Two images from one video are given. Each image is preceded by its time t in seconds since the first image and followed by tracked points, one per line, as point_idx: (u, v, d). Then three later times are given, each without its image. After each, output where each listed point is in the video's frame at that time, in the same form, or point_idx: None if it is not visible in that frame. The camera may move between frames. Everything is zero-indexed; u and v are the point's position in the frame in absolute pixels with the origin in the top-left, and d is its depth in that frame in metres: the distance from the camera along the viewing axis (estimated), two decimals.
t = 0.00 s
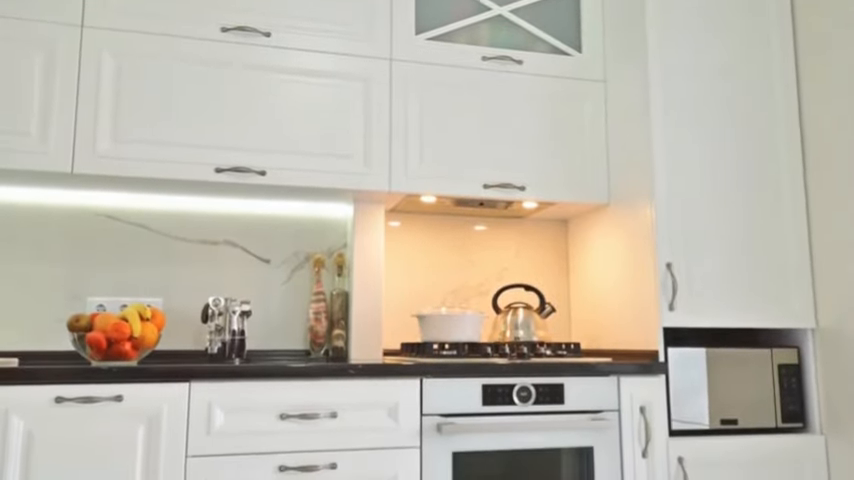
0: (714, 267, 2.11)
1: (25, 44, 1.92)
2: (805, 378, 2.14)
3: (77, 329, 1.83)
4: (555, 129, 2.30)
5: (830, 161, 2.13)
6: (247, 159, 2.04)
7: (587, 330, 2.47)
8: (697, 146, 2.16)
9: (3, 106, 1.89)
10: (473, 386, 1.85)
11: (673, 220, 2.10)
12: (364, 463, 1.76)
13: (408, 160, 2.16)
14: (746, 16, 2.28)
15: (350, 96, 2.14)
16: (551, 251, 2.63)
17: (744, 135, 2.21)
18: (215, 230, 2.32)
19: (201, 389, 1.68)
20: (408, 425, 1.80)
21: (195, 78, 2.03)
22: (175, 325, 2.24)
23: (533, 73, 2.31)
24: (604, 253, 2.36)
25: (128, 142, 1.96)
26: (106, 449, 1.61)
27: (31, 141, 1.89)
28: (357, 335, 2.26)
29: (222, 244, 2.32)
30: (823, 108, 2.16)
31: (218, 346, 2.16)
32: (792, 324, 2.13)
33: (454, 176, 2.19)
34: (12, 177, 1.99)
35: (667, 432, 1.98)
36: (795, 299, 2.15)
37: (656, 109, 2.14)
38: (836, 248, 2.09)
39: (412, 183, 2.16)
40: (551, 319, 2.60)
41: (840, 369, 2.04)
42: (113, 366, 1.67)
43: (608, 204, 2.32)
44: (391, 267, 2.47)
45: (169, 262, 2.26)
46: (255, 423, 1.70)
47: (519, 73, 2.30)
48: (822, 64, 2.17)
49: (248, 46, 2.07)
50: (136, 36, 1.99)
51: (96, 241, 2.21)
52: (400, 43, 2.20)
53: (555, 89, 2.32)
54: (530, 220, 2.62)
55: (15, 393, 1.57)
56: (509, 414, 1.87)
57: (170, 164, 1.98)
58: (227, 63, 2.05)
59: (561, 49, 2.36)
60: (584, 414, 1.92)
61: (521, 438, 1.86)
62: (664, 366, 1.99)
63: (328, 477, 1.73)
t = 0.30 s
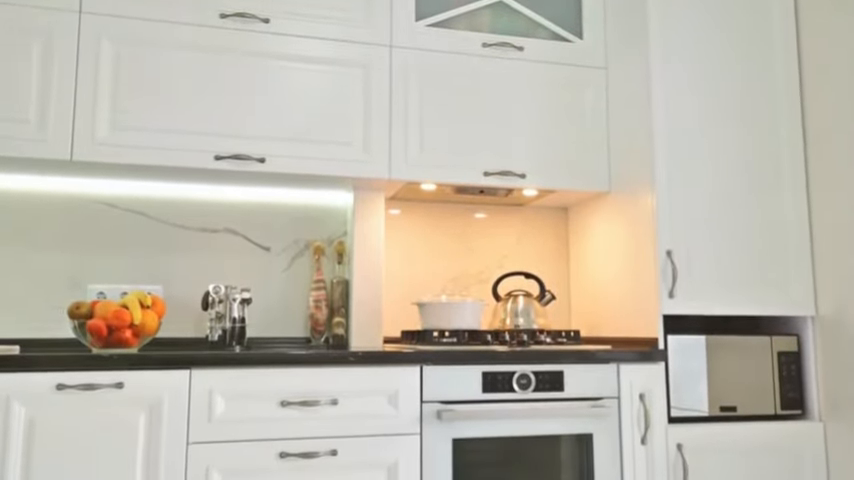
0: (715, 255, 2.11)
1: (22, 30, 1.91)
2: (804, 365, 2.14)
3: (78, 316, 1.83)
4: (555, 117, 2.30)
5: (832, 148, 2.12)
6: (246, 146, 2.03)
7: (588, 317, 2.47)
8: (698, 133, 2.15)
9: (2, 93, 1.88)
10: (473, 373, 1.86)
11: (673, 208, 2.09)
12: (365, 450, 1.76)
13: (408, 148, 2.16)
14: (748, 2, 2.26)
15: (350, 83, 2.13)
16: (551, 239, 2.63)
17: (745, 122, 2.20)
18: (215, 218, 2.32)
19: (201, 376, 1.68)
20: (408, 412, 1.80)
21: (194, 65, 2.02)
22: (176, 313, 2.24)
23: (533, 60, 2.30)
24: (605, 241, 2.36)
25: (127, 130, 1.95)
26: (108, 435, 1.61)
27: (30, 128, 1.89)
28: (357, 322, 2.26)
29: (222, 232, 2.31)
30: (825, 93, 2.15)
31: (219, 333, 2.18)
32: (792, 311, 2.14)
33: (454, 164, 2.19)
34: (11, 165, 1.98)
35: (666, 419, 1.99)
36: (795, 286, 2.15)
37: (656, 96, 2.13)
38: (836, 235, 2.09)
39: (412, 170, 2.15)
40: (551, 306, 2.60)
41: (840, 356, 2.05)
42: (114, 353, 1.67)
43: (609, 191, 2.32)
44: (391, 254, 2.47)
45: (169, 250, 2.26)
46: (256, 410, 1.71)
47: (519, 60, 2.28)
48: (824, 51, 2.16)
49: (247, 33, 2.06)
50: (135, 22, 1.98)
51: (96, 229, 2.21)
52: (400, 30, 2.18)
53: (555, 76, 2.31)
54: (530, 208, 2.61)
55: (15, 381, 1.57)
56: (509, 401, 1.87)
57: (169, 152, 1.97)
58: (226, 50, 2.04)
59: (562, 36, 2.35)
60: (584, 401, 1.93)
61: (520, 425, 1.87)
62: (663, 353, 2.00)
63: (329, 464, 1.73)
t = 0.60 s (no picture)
0: (715, 242, 2.11)
1: (20, 16, 1.89)
2: (803, 352, 2.15)
3: (78, 303, 1.84)
4: (556, 104, 2.29)
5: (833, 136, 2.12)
6: (246, 134, 2.03)
7: (587, 305, 2.47)
8: (699, 121, 2.14)
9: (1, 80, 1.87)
10: (473, 360, 1.86)
11: (674, 196, 2.09)
12: (365, 436, 1.77)
13: (409, 136, 2.15)
14: None
15: (350, 70, 2.12)
16: (551, 227, 2.63)
17: (747, 110, 2.19)
18: (214, 205, 2.31)
19: (202, 363, 1.68)
20: (408, 399, 1.81)
21: (193, 52, 2.01)
22: (176, 300, 2.24)
23: (534, 47, 2.28)
24: (605, 229, 2.36)
25: (125, 117, 1.94)
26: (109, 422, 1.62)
27: (29, 115, 1.88)
28: (358, 310, 2.26)
29: (222, 219, 2.31)
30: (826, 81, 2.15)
31: (219, 320, 2.17)
32: (792, 299, 2.14)
33: (455, 152, 2.18)
34: (10, 152, 1.98)
35: (665, 406, 2.00)
36: (795, 273, 2.15)
37: (657, 83, 2.12)
38: (837, 223, 2.09)
39: (412, 157, 2.15)
40: (551, 293, 2.60)
41: (839, 343, 2.05)
42: (114, 340, 1.67)
43: (610, 179, 2.31)
44: (391, 242, 2.47)
45: (169, 238, 2.26)
46: (256, 397, 1.71)
47: (520, 46, 2.27)
48: (827, 38, 2.15)
49: (246, 19, 2.05)
50: (133, 8, 1.97)
51: (96, 217, 2.21)
52: (400, 16, 2.17)
53: (556, 63, 2.30)
54: (530, 196, 2.61)
55: (16, 368, 1.57)
56: (508, 388, 1.88)
57: (168, 139, 1.97)
58: (225, 37, 2.03)
59: (563, 22, 2.33)
60: (583, 388, 1.93)
61: (520, 412, 1.87)
62: (663, 341, 2.00)
63: (329, 450, 1.74)
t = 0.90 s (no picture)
0: (715, 230, 2.11)
1: (18, 3, 1.88)
2: (803, 340, 2.16)
3: (79, 291, 1.84)
4: (557, 92, 2.28)
5: (834, 124, 2.11)
6: (246, 121, 2.02)
7: (588, 293, 2.48)
8: (700, 109, 2.14)
9: None
10: (473, 348, 1.87)
11: (675, 183, 2.09)
12: (365, 424, 1.78)
13: (409, 123, 2.14)
14: None
15: (349, 57, 2.11)
16: (551, 215, 2.63)
17: (748, 98, 2.18)
18: (214, 193, 2.31)
19: (202, 351, 1.69)
20: (408, 387, 1.81)
21: (192, 39, 1.99)
22: (176, 288, 2.24)
23: (534, 34, 2.27)
24: (605, 217, 2.36)
25: (125, 104, 1.93)
26: (110, 409, 1.63)
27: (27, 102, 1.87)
28: (358, 298, 2.27)
29: (222, 207, 2.31)
30: (828, 68, 2.14)
31: (219, 308, 2.18)
32: (792, 287, 2.14)
33: (455, 139, 2.18)
34: (9, 139, 1.97)
35: (664, 394, 2.00)
36: (795, 261, 2.15)
37: (658, 71, 2.11)
38: (837, 210, 2.09)
39: (412, 145, 2.14)
40: (551, 282, 2.60)
41: (838, 331, 2.05)
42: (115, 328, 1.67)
43: (610, 167, 2.31)
44: (391, 230, 2.46)
45: (169, 226, 2.26)
46: (257, 385, 1.72)
47: (520, 33, 2.26)
48: (829, 24, 2.14)
49: (245, 6, 2.03)
50: None
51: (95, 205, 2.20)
52: (400, 3, 2.16)
53: (557, 50, 2.29)
54: (530, 184, 2.60)
55: (17, 355, 1.58)
56: (508, 376, 1.89)
57: (168, 127, 1.96)
58: (224, 23, 2.02)
59: (564, 9, 2.32)
60: (583, 376, 1.94)
61: (520, 399, 1.88)
62: (662, 328, 2.00)
63: (329, 438, 1.75)
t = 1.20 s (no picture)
0: (716, 218, 2.11)
1: None
2: (802, 328, 2.16)
3: (79, 279, 1.83)
4: (558, 79, 2.27)
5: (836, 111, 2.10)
6: (245, 109, 2.01)
7: (588, 281, 2.48)
8: (701, 96, 2.13)
9: None
10: (473, 336, 1.87)
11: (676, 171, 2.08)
12: (365, 411, 1.78)
13: (409, 111, 2.13)
14: None
15: (349, 44, 2.10)
16: (552, 203, 2.62)
17: (749, 85, 2.17)
18: (214, 181, 2.30)
19: (203, 338, 1.69)
20: (409, 375, 1.82)
21: (190, 25, 1.98)
22: (176, 276, 2.24)
23: (535, 20, 2.26)
24: (606, 205, 2.35)
25: (124, 91, 1.93)
26: (111, 396, 1.63)
27: (26, 89, 1.86)
28: (358, 286, 2.27)
29: (222, 196, 2.30)
30: (830, 54, 2.13)
31: (219, 296, 2.18)
32: (792, 274, 2.14)
33: (455, 127, 2.17)
34: (8, 127, 1.96)
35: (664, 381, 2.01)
36: (796, 249, 2.15)
37: (660, 58, 2.10)
38: (838, 198, 2.08)
39: (412, 133, 2.13)
40: (551, 270, 2.60)
41: (837, 318, 2.06)
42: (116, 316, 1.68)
43: (611, 155, 2.30)
44: (391, 218, 2.46)
45: (168, 214, 2.25)
46: (257, 372, 1.72)
47: (521, 20, 2.25)
48: (831, 11, 2.12)
49: None
50: None
51: (95, 193, 2.20)
52: None
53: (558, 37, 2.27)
54: (531, 172, 2.60)
55: (18, 343, 1.58)
56: (508, 364, 1.89)
57: (167, 114, 1.95)
58: (223, 10, 2.01)
59: None
60: (583, 364, 1.94)
61: (520, 387, 1.88)
62: (662, 316, 2.00)
63: (330, 425, 1.75)
